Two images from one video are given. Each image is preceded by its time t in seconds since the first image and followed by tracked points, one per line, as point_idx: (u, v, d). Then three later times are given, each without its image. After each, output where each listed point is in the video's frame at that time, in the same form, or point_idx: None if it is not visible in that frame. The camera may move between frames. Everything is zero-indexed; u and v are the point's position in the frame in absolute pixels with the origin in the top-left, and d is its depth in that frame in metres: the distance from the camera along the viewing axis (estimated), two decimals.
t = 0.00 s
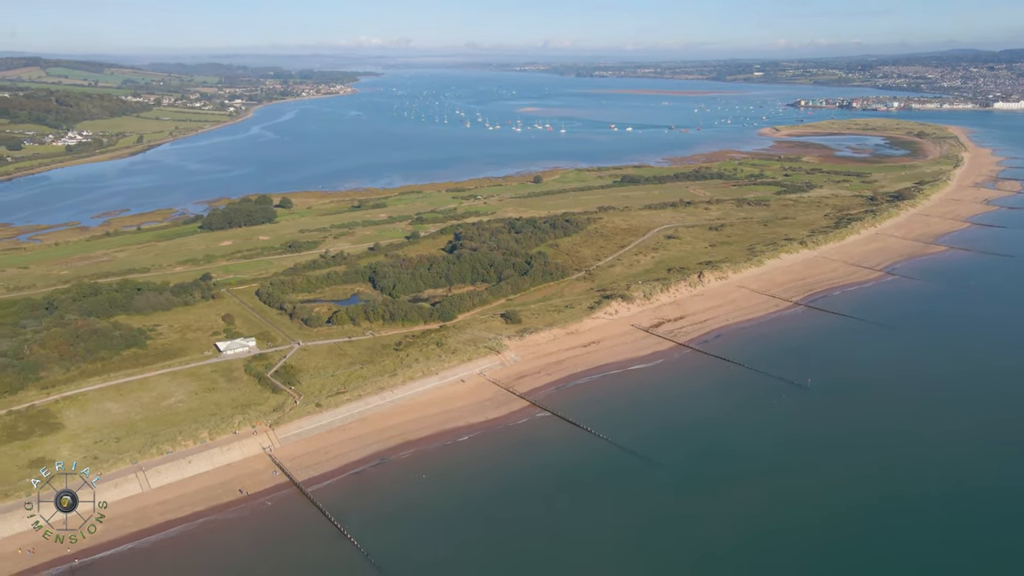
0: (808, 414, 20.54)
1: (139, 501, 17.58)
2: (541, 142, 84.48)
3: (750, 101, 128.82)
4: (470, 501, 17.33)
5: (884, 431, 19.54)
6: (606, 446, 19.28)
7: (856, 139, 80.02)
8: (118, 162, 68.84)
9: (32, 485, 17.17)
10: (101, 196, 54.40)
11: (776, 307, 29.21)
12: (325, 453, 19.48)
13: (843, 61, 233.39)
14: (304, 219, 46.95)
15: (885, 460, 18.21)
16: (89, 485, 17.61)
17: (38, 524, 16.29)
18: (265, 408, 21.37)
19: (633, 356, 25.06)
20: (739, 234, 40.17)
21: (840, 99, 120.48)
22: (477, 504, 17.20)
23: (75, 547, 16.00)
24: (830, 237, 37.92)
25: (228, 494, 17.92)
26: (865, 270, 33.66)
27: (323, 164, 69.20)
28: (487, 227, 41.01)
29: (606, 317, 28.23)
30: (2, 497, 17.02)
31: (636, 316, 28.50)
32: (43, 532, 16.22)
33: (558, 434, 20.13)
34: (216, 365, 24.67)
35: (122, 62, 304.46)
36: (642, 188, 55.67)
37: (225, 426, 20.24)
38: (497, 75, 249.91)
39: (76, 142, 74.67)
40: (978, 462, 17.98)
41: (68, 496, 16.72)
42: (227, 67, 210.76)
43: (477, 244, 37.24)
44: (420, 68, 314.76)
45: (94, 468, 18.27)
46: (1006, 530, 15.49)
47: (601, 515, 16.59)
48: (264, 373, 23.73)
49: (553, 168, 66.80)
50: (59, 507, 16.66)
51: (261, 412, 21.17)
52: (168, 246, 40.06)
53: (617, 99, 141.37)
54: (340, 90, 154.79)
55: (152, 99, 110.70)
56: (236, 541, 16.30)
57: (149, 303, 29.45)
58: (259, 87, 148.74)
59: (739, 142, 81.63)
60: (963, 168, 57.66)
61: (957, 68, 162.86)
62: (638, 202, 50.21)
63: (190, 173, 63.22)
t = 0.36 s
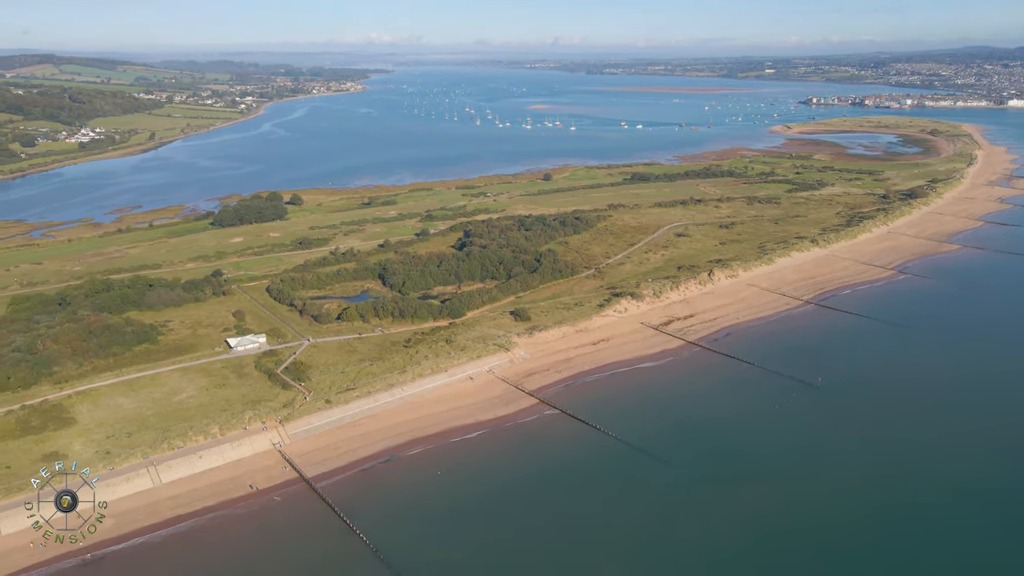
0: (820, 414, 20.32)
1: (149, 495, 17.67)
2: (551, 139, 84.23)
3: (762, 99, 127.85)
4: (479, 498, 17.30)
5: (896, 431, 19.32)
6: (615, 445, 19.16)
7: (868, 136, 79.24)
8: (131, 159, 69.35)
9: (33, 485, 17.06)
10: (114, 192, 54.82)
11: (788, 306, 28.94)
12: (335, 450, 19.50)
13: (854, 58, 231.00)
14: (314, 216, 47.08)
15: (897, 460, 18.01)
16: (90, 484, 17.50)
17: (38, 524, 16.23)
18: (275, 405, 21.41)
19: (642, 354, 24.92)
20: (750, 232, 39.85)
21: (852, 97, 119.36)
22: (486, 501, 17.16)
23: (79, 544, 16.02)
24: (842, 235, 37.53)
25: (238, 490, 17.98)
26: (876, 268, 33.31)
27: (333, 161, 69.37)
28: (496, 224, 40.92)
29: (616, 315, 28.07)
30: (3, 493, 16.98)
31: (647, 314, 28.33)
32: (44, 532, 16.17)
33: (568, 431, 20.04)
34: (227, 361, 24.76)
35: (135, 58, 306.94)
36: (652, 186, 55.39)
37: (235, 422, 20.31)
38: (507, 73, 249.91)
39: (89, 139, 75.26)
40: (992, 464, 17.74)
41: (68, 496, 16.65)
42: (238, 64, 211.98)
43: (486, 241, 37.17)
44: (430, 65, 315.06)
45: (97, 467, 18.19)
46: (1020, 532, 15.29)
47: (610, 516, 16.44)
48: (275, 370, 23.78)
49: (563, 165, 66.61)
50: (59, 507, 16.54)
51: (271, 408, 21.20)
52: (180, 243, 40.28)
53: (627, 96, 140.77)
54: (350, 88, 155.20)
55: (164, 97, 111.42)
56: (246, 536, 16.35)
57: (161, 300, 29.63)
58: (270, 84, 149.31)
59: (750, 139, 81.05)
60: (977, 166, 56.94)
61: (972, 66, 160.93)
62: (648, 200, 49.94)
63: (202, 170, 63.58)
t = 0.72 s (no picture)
0: (833, 413, 20.10)
1: (160, 490, 17.75)
2: (561, 137, 84.01)
3: (773, 96, 126.78)
4: (489, 494, 17.27)
5: (911, 431, 19.09)
6: (625, 443, 19.04)
7: (881, 134, 78.42)
8: (143, 156, 69.81)
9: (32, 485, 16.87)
10: (127, 189, 55.20)
11: (800, 305, 28.65)
12: (344, 445, 19.53)
13: (868, 55, 228.74)
14: (324, 213, 47.18)
15: (910, 460, 17.80)
16: (89, 484, 17.32)
17: (39, 523, 16.17)
18: (286, 401, 21.46)
19: (652, 352, 24.76)
20: (761, 230, 39.54)
21: (865, 94, 118.18)
22: (496, 499, 17.08)
23: (82, 541, 16.03)
24: (855, 234, 37.12)
25: (248, 485, 18.03)
26: (888, 267, 32.94)
27: (343, 158, 69.52)
28: (505, 221, 40.82)
29: (626, 313, 27.93)
30: None
31: (656, 312, 28.15)
32: (43, 532, 16.06)
33: (578, 429, 19.94)
34: (237, 357, 24.84)
35: (148, 55, 309.35)
36: (661, 183, 55.11)
37: (246, 417, 20.36)
38: (517, 70, 249.63)
39: (102, 136, 75.83)
40: (1008, 464, 17.48)
41: (68, 496, 16.29)
42: (250, 62, 213.15)
43: (496, 238, 37.08)
44: (440, 62, 315.83)
45: (95, 467, 18.02)
46: None
47: (620, 515, 16.30)
48: (286, 366, 23.81)
49: (572, 163, 66.39)
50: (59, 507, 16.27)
51: (282, 404, 21.24)
52: (191, 239, 40.49)
53: (638, 93, 139.99)
54: (360, 85, 155.51)
55: (175, 94, 112.06)
56: (256, 532, 16.38)
57: (172, 296, 29.79)
58: (281, 81, 149.90)
59: (761, 137, 80.47)
60: (992, 164, 56.20)
61: (987, 63, 158.92)
62: (657, 198, 49.66)
63: (213, 167, 63.89)
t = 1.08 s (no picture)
0: (844, 412, 19.88)
1: (171, 485, 17.83)
2: (571, 134, 83.77)
3: (785, 93, 125.86)
4: (496, 491, 17.23)
5: (923, 430, 18.86)
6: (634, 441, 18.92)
7: (893, 132, 77.64)
8: (155, 152, 70.28)
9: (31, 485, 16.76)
10: (139, 186, 55.58)
11: (811, 304, 28.38)
12: (353, 442, 19.55)
13: (881, 52, 226.53)
14: (333, 210, 47.29)
15: (923, 459, 17.58)
16: (89, 485, 17.23)
17: (38, 523, 16.05)
18: (296, 397, 21.51)
19: (661, 350, 24.63)
20: (772, 228, 39.22)
21: (878, 91, 116.96)
22: (503, 496, 17.03)
23: (83, 539, 15.97)
24: (867, 232, 36.75)
25: (258, 481, 18.08)
26: (899, 266, 32.59)
27: (353, 155, 69.63)
28: (515, 218, 40.76)
29: (635, 311, 27.78)
30: None
31: (666, 310, 27.99)
32: (42, 531, 15.91)
33: (586, 427, 19.85)
34: (247, 353, 24.93)
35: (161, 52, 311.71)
36: (672, 181, 54.85)
37: (256, 413, 20.43)
38: (526, 67, 249.18)
39: (115, 133, 76.39)
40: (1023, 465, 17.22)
41: (68, 496, 16.26)
42: (261, 59, 214.22)
43: (505, 236, 36.99)
44: (449, 60, 316.33)
45: (93, 467, 17.91)
46: None
47: (629, 512, 16.22)
48: (296, 363, 23.86)
49: (582, 160, 66.14)
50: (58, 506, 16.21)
51: (292, 400, 21.29)
52: (203, 236, 40.71)
53: (648, 91, 139.38)
54: (371, 82, 155.88)
55: (187, 91, 112.69)
56: (266, 526, 16.44)
57: (184, 292, 29.93)
58: (291, 79, 150.53)
59: (772, 135, 79.89)
60: (1007, 163, 55.47)
61: (1003, 60, 156.87)
62: (667, 195, 49.44)
63: (225, 164, 64.24)
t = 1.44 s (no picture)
0: (855, 412, 19.70)
1: (180, 481, 17.92)
2: (580, 131, 83.54)
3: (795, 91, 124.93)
4: (504, 489, 17.20)
5: (934, 430, 18.64)
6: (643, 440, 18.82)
7: (905, 130, 76.88)
8: (166, 150, 70.67)
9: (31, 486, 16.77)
10: (150, 183, 55.91)
11: (822, 303, 28.14)
12: (362, 439, 19.57)
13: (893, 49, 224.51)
14: (342, 207, 47.35)
15: (935, 460, 17.38)
16: (89, 485, 17.21)
17: (38, 523, 16.07)
18: (305, 394, 21.55)
19: (669, 349, 24.49)
20: (782, 227, 38.94)
21: (890, 89, 115.83)
22: (510, 494, 16.98)
23: (85, 538, 15.98)
24: (878, 231, 36.40)
25: (267, 477, 18.13)
26: (910, 265, 32.25)
27: (361, 153, 69.70)
28: (523, 216, 40.67)
29: (644, 309, 27.64)
30: (8, 484, 16.96)
31: (674, 309, 27.84)
32: (44, 531, 15.94)
33: (595, 425, 19.77)
34: (256, 350, 25.00)
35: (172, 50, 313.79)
36: (681, 179, 54.57)
37: (265, 410, 20.50)
38: (535, 65, 248.80)
39: (126, 130, 76.86)
40: None
41: (68, 496, 16.35)
42: (270, 56, 214.96)
43: (514, 234, 36.90)
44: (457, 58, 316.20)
45: (95, 466, 17.85)
46: None
47: (637, 511, 16.14)
48: (306, 360, 23.91)
49: (590, 158, 65.92)
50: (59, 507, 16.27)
51: (301, 397, 21.33)
52: (213, 233, 40.89)
53: (658, 88, 138.71)
54: (380, 80, 156.03)
55: (197, 89, 113.16)
56: (275, 522, 16.51)
57: (194, 288, 30.07)
58: (301, 76, 150.92)
59: (782, 133, 79.30)
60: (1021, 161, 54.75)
61: (1017, 57, 154.95)
62: (676, 193, 49.19)
63: (235, 161, 64.50)
